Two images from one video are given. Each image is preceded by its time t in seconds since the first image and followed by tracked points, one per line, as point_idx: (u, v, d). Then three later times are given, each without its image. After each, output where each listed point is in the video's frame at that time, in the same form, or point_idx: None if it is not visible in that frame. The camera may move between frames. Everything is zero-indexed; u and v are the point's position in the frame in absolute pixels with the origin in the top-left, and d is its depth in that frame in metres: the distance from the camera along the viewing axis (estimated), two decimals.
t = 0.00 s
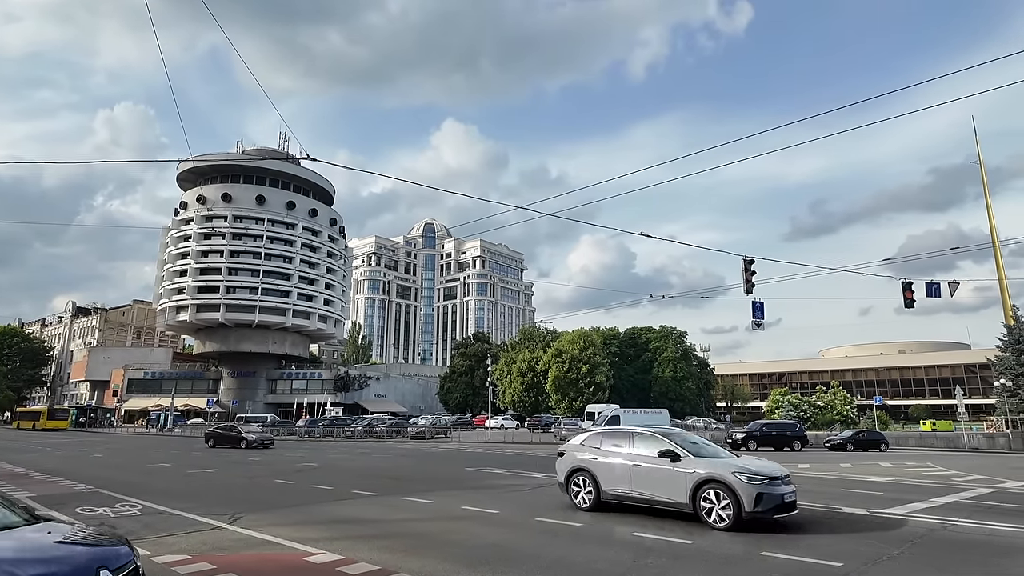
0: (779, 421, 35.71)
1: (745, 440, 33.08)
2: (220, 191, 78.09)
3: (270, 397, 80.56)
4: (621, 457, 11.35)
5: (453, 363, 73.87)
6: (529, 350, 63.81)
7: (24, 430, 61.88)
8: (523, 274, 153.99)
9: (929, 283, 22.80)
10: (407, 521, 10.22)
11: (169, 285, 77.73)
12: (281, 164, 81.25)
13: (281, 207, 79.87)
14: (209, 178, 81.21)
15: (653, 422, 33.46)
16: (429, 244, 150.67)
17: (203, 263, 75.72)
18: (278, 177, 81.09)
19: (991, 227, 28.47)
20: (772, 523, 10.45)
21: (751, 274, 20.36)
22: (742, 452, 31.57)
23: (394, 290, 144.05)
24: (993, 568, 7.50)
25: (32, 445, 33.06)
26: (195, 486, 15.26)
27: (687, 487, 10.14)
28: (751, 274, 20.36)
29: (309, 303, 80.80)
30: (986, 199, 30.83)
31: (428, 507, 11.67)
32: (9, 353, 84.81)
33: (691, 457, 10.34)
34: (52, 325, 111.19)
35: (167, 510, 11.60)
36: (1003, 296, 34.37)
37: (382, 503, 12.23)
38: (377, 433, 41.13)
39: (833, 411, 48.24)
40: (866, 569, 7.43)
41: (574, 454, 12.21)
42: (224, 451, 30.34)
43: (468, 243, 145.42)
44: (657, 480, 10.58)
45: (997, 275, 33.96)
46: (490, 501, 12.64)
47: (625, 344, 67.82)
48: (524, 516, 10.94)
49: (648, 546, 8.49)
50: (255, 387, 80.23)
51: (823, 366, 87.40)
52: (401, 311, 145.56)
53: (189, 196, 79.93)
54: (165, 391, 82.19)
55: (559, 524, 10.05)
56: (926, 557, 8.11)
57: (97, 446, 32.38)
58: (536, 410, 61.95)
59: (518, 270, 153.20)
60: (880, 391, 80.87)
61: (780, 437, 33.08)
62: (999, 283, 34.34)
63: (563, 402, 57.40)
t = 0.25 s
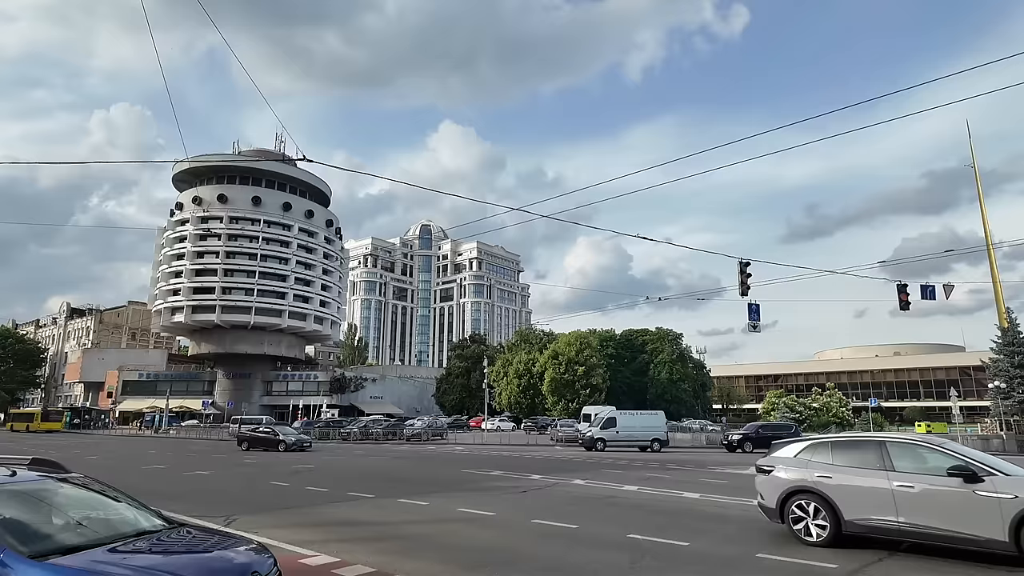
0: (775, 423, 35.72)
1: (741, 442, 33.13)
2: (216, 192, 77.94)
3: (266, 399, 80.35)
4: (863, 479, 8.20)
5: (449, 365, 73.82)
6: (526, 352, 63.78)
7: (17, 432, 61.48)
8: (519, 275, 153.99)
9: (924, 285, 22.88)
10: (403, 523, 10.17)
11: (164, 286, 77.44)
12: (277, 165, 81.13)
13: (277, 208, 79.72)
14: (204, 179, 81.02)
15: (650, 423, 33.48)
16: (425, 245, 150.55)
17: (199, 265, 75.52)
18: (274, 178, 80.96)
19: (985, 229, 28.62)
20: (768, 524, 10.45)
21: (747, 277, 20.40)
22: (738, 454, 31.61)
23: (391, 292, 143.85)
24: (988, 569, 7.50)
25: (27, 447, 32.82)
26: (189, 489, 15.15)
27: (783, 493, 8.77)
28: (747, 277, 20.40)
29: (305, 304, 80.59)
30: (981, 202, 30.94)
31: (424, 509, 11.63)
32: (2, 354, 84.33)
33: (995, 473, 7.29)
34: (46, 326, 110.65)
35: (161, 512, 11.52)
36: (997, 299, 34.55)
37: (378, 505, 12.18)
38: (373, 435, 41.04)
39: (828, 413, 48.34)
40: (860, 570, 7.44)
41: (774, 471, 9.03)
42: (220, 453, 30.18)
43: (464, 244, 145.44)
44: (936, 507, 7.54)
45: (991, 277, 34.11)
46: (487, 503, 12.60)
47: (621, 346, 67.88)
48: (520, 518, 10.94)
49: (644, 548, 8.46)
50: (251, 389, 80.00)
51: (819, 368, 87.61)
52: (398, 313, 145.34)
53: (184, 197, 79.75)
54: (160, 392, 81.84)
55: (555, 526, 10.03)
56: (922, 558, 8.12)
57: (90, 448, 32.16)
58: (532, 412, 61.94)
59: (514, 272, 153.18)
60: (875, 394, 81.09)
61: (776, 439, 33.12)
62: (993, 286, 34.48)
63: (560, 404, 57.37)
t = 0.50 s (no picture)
0: (772, 425, 35.73)
1: (739, 443, 33.14)
2: (214, 193, 77.86)
3: (263, 400, 80.25)
4: None
5: (447, 366, 73.77)
6: (524, 354, 63.72)
7: (14, 434, 61.19)
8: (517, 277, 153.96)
9: (921, 287, 22.91)
10: (401, 526, 10.13)
11: (162, 288, 77.26)
12: (276, 166, 81.09)
13: (275, 209, 79.67)
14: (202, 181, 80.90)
15: (647, 425, 33.46)
16: (423, 247, 150.42)
17: (196, 266, 75.42)
18: (271, 180, 80.89)
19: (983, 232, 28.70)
20: (765, 526, 10.47)
21: (745, 279, 20.43)
22: (735, 456, 31.62)
23: (389, 293, 143.74)
24: (983, 571, 7.55)
25: (22, 449, 32.63)
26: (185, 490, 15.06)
27: None
28: (745, 278, 20.43)
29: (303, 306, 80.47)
30: (978, 204, 31.02)
31: (422, 511, 11.61)
32: None
33: None
34: (43, 328, 110.34)
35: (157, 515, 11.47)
36: (995, 301, 34.61)
37: (375, 507, 12.16)
38: (370, 437, 40.94)
39: (826, 415, 48.40)
40: (857, 571, 7.49)
41: None
42: (216, 455, 30.03)
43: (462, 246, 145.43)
44: None
45: (988, 280, 34.18)
46: (486, 505, 12.55)
47: (618, 348, 67.88)
48: (519, 519, 10.95)
49: (643, 551, 8.43)
50: (249, 390, 79.87)
51: (816, 370, 87.67)
52: (396, 314, 145.18)
53: (182, 198, 79.64)
54: (157, 394, 81.60)
55: (553, 528, 10.04)
56: (919, 560, 8.14)
57: (87, 450, 31.99)
58: (530, 414, 61.91)
59: (512, 273, 153.15)
60: (872, 395, 81.16)
61: (775, 440, 33.12)
62: (990, 288, 34.54)
63: (558, 406, 57.36)
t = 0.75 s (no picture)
0: (771, 426, 35.74)
1: (737, 445, 33.15)
2: (213, 195, 77.84)
3: (262, 402, 80.15)
4: None
5: (446, 368, 73.75)
6: (523, 355, 63.73)
7: (10, 435, 61.03)
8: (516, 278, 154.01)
9: (920, 289, 22.94)
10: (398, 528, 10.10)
11: (160, 289, 77.18)
12: (275, 168, 81.12)
13: (273, 211, 79.67)
14: (201, 182, 80.89)
15: (646, 427, 33.44)
16: (422, 248, 150.37)
17: (194, 267, 75.36)
18: (270, 181, 80.89)
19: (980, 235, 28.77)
20: (765, 528, 10.45)
21: (743, 280, 20.44)
22: (734, 457, 31.63)
23: (387, 295, 143.71)
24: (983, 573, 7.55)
25: (21, 450, 32.57)
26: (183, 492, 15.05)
27: None
28: (744, 280, 20.44)
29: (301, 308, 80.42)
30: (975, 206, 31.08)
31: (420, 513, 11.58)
32: None
33: None
34: (41, 329, 110.23)
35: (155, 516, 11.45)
36: (993, 303, 34.65)
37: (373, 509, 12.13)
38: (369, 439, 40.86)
39: (825, 417, 48.43)
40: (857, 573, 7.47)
41: None
42: (214, 456, 30.05)
43: (461, 247, 145.47)
44: None
45: (985, 282, 34.24)
46: (484, 507, 12.54)
47: (617, 350, 67.93)
48: (517, 521, 10.93)
49: (643, 553, 8.41)
50: (247, 392, 79.78)
51: (815, 372, 87.73)
52: (394, 316, 145.18)
53: (180, 200, 79.61)
54: (155, 395, 81.48)
55: (551, 530, 10.02)
56: (920, 562, 8.13)
57: (85, 452, 31.98)
58: (529, 416, 61.87)
59: (511, 275, 153.12)
60: (871, 397, 81.23)
61: (773, 442, 33.12)
62: (989, 290, 34.58)
63: (556, 408, 57.35)
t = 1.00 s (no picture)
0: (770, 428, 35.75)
1: (736, 447, 33.16)
2: (212, 196, 77.86)
3: (260, 404, 80.04)
4: None
5: (445, 370, 73.69)
6: (522, 356, 63.70)
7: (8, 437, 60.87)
8: (515, 280, 154.01)
9: (918, 291, 22.96)
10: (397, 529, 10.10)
11: (159, 290, 77.13)
12: (274, 169, 81.14)
13: (272, 212, 79.67)
14: (200, 183, 80.90)
15: (645, 428, 33.42)
16: (421, 250, 150.32)
17: (194, 269, 75.33)
18: (269, 183, 80.89)
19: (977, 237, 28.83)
20: (765, 530, 10.44)
21: (742, 282, 20.46)
22: (733, 459, 31.66)
23: (386, 296, 143.74)
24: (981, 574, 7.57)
25: (19, 452, 32.53)
26: (182, 494, 15.06)
27: None
28: (742, 282, 20.46)
29: (300, 309, 80.34)
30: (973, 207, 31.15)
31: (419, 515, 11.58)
32: None
33: None
34: (39, 330, 110.10)
35: (155, 517, 11.47)
36: (991, 304, 34.68)
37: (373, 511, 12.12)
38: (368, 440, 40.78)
39: (824, 418, 48.44)
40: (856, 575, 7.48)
41: None
42: (213, 457, 30.06)
43: (460, 249, 145.49)
44: None
45: (984, 283, 34.26)
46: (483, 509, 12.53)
47: (617, 351, 67.91)
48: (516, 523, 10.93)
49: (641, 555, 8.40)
50: (245, 393, 79.71)
51: (814, 374, 87.73)
52: (393, 317, 145.13)
53: (180, 201, 79.61)
54: (154, 397, 81.34)
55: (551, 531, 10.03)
56: (919, 563, 8.14)
57: (82, 453, 31.94)
58: (528, 417, 61.82)
59: (510, 276, 153.05)
60: (870, 399, 81.24)
61: (772, 443, 33.12)
62: (987, 292, 34.62)
63: (555, 409, 57.32)
